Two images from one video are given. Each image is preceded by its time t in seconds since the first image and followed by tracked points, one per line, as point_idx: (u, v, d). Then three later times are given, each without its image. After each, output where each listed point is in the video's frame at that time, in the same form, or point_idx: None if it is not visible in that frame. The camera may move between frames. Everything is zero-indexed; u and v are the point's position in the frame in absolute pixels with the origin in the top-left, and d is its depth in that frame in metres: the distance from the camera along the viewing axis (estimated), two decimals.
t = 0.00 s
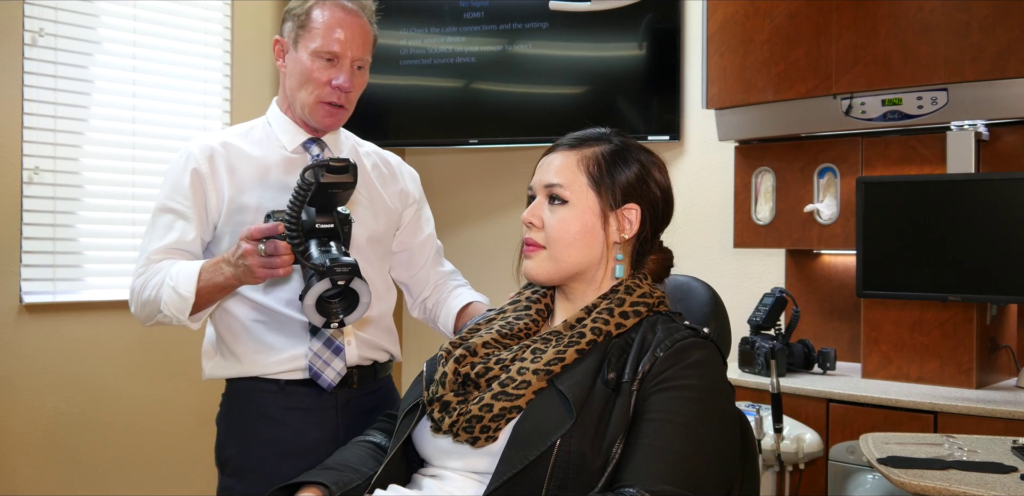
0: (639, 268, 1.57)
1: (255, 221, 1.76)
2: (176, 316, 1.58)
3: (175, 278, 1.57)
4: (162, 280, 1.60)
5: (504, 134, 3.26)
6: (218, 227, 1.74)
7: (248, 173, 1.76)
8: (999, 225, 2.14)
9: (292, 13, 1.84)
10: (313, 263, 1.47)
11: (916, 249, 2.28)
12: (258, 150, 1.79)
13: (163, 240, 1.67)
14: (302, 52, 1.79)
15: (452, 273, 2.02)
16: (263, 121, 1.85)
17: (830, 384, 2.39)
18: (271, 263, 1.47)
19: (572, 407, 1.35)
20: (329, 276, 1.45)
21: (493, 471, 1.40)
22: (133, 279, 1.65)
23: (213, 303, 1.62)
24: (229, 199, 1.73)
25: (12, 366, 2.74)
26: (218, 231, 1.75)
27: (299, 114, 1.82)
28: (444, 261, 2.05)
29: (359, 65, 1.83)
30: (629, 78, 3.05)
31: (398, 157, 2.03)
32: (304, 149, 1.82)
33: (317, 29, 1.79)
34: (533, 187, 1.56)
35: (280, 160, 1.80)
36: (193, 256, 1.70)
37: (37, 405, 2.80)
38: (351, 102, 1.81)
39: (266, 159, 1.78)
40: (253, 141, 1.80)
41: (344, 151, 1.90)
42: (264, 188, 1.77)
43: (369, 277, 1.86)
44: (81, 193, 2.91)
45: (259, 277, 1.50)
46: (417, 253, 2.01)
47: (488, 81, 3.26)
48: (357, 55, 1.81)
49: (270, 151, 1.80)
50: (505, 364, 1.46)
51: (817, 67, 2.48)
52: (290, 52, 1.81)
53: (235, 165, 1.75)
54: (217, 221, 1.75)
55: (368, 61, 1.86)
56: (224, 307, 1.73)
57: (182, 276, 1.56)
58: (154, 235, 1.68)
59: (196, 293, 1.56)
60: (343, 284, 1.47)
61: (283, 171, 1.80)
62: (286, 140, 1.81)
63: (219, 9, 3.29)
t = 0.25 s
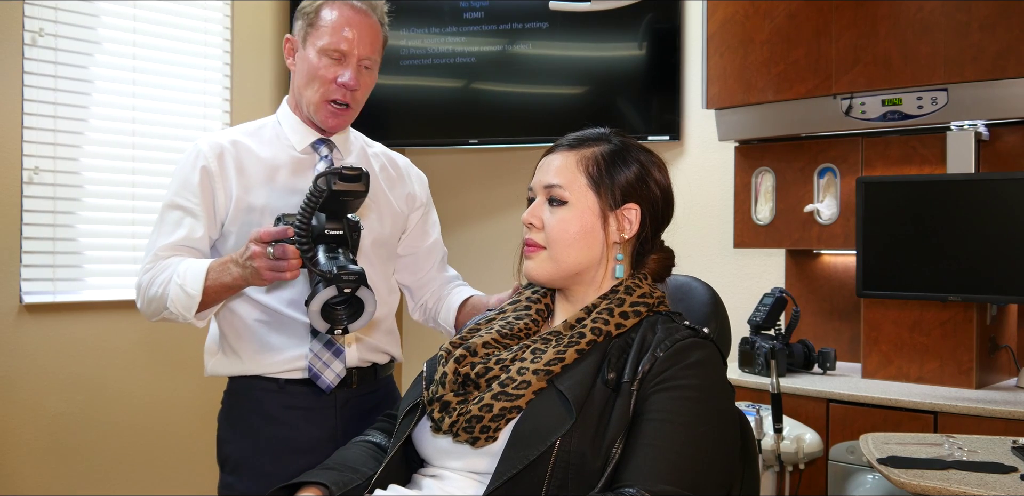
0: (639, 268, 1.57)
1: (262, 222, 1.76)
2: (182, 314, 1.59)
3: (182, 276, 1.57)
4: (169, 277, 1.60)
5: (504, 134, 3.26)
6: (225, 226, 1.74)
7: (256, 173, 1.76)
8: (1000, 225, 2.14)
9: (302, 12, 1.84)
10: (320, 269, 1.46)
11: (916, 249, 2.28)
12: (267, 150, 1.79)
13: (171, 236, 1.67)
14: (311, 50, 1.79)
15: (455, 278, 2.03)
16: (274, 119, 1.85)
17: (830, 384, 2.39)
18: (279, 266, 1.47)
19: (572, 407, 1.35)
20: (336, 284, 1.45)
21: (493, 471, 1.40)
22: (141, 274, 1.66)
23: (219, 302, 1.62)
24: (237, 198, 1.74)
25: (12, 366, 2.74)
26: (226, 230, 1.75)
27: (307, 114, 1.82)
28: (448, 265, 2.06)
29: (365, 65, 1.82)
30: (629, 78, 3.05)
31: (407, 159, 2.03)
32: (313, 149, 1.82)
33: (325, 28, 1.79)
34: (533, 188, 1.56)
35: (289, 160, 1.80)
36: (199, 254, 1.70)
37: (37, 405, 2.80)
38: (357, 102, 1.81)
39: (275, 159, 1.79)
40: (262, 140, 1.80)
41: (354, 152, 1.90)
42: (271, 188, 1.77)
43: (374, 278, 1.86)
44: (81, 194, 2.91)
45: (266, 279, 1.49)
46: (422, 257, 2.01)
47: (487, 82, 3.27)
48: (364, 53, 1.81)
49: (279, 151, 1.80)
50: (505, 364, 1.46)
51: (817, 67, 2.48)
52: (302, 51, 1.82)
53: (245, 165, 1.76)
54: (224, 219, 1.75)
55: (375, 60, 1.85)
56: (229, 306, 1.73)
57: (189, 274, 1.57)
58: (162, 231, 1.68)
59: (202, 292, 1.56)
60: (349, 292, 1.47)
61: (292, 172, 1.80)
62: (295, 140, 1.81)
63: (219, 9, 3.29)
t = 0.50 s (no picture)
0: (640, 269, 1.57)
1: (270, 222, 1.76)
2: (184, 311, 1.59)
3: (186, 273, 1.57)
4: (173, 273, 1.61)
5: (504, 134, 3.26)
6: (233, 225, 1.74)
7: (265, 173, 1.77)
8: (999, 225, 2.14)
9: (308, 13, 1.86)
10: (318, 275, 1.46)
11: (916, 249, 2.28)
12: (278, 151, 1.79)
13: (177, 232, 1.67)
14: (308, 45, 1.81)
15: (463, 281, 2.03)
16: (286, 119, 1.85)
17: (830, 384, 2.39)
18: (278, 269, 1.46)
19: (572, 407, 1.35)
20: (332, 291, 1.45)
21: (493, 471, 1.40)
22: (145, 269, 1.66)
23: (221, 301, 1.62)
24: (245, 197, 1.73)
25: (12, 366, 2.74)
26: (234, 229, 1.75)
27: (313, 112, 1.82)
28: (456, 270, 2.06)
29: (362, 55, 1.80)
30: (629, 78, 3.05)
31: (418, 163, 2.03)
32: (323, 148, 1.82)
33: (321, 23, 1.80)
34: (534, 188, 1.56)
35: (299, 161, 1.80)
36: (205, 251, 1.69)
37: (37, 404, 2.80)
38: (352, 93, 1.78)
39: (286, 161, 1.79)
40: (273, 140, 1.80)
41: (364, 154, 1.90)
42: (280, 188, 1.77)
43: (381, 280, 1.86)
44: (81, 193, 2.91)
45: (265, 281, 1.49)
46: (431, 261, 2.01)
47: (487, 82, 3.27)
48: (358, 43, 1.79)
49: (290, 152, 1.80)
50: (505, 363, 1.46)
51: (817, 67, 2.48)
52: (303, 49, 1.84)
53: (255, 165, 1.76)
54: (232, 218, 1.75)
55: (375, 52, 1.83)
56: (235, 303, 1.73)
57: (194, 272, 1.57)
58: (170, 226, 1.68)
59: (205, 289, 1.56)
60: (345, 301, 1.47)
61: (302, 173, 1.80)
62: (306, 140, 1.81)
63: (219, 8, 3.29)
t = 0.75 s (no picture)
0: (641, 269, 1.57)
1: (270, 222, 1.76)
2: (180, 309, 1.60)
3: (182, 272, 1.58)
4: (171, 272, 1.62)
5: (504, 134, 3.26)
6: (234, 224, 1.74)
7: (267, 174, 1.76)
8: (999, 225, 2.14)
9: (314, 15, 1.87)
10: (300, 282, 1.43)
11: (916, 249, 2.28)
12: (280, 152, 1.79)
13: (178, 231, 1.68)
14: (313, 46, 1.81)
15: (474, 279, 2.02)
16: (291, 120, 1.85)
17: (830, 384, 2.39)
18: (261, 275, 1.47)
19: (572, 406, 1.35)
20: (311, 300, 1.42)
21: (493, 470, 1.40)
22: (147, 268, 1.68)
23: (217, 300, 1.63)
24: (246, 197, 1.73)
25: (12, 366, 2.74)
26: (235, 228, 1.75)
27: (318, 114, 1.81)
28: (466, 267, 2.05)
29: (366, 56, 1.80)
30: (629, 78, 3.05)
31: (423, 163, 2.03)
32: (325, 149, 1.82)
33: (327, 23, 1.80)
34: (537, 189, 1.55)
35: (301, 162, 1.80)
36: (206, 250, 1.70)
37: (36, 404, 2.80)
38: (355, 94, 1.78)
39: (287, 161, 1.79)
40: (276, 141, 1.80)
41: (369, 155, 1.90)
42: (281, 188, 1.77)
43: (385, 280, 1.86)
44: (81, 193, 2.91)
45: (252, 284, 1.49)
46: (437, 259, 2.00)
47: (488, 82, 3.27)
48: (363, 44, 1.79)
49: (292, 152, 1.80)
50: (505, 362, 1.46)
51: (817, 67, 2.48)
52: (308, 50, 1.84)
53: (256, 165, 1.76)
54: (234, 217, 1.75)
55: (380, 53, 1.83)
56: (234, 301, 1.73)
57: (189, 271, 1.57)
58: (172, 226, 1.69)
59: (199, 288, 1.57)
60: (323, 309, 1.44)
61: (302, 174, 1.79)
62: (309, 141, 1.81)
63: (219, 8, 3.29)
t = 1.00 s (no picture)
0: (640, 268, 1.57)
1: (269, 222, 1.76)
2: (180, 310, 1.60)
3: (181, 273, 1.59)
4: (171, 273, 1.62)
5: (504, 134, 3.26)
6: (234, 225, 1.75)
7: (266, 174, 1.76)
8: (999, 225, 2.14)
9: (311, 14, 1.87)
10: (289, 279, 1.42)
11: (916, 249, 2.28)
12: (279, 152, 1.79)
13: (180, 233, 1.69)
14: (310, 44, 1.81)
15: (473, 282, 2.02)
16: (291, 120, 1.85)
17: (830, 384, 2.39)
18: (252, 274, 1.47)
19: (572, 406, 1.35)
20: (298, 296, 1.40)
21: (493, 470, 1.40)
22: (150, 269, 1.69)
23: (217, 300, 1.63)
24: (245, 197, 1.73)
25: (12, 366, 2.74)
26: (235, 228, 1.76)
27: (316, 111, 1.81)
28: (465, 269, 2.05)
29: (362, 53, 1.80)
30: (629, 78, 3.05)
31: (425, 163, 2.03)
32: (325, 148, 1.81)
33: (324, 21, 1.80)
34: (540, 190, 1.54)
35: (299, 161, 1.80)
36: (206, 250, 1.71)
37: (36, 405, 2.80)
38: (352, 90, 1.77)
39: (285, 160, 1.78)
40: (275, 141, 1.80)
41: (370, 154, 1.90)
42: (280, 188, 1.76)
43: (385, 279, 1.86)
44: (82, 193, 2.91)
45: (247, 284, 1.50)
46: (437, 260, 2.00)
47: (488, 82, 3.27)
48: (358, 41, 1.79)
49: (291, 152, 1.80)
50: (505, 362, 1.46)
51: (817, 67, 2.48)
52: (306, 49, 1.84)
53: (255, 165, 1.76)
54: (234, 218, 1.75)
55: (377, 50, 1.83)
56: (237, 300, 1.73)
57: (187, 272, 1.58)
58: (174, 227, 1.70)
59: (197, 289, 1.57)
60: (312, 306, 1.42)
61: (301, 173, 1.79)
62: (307, 140, 1.80)
63: (219, 8, 3.29)
